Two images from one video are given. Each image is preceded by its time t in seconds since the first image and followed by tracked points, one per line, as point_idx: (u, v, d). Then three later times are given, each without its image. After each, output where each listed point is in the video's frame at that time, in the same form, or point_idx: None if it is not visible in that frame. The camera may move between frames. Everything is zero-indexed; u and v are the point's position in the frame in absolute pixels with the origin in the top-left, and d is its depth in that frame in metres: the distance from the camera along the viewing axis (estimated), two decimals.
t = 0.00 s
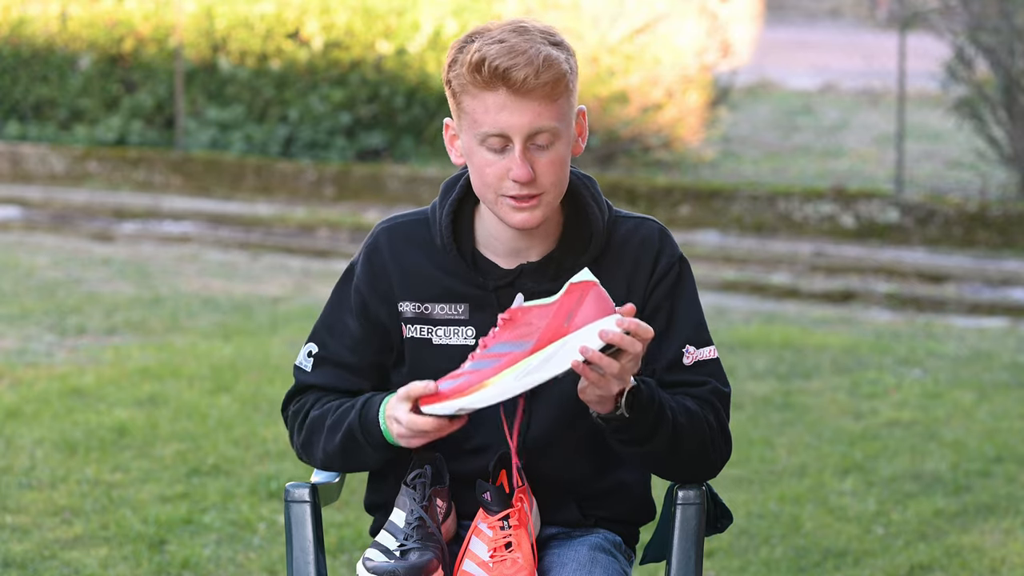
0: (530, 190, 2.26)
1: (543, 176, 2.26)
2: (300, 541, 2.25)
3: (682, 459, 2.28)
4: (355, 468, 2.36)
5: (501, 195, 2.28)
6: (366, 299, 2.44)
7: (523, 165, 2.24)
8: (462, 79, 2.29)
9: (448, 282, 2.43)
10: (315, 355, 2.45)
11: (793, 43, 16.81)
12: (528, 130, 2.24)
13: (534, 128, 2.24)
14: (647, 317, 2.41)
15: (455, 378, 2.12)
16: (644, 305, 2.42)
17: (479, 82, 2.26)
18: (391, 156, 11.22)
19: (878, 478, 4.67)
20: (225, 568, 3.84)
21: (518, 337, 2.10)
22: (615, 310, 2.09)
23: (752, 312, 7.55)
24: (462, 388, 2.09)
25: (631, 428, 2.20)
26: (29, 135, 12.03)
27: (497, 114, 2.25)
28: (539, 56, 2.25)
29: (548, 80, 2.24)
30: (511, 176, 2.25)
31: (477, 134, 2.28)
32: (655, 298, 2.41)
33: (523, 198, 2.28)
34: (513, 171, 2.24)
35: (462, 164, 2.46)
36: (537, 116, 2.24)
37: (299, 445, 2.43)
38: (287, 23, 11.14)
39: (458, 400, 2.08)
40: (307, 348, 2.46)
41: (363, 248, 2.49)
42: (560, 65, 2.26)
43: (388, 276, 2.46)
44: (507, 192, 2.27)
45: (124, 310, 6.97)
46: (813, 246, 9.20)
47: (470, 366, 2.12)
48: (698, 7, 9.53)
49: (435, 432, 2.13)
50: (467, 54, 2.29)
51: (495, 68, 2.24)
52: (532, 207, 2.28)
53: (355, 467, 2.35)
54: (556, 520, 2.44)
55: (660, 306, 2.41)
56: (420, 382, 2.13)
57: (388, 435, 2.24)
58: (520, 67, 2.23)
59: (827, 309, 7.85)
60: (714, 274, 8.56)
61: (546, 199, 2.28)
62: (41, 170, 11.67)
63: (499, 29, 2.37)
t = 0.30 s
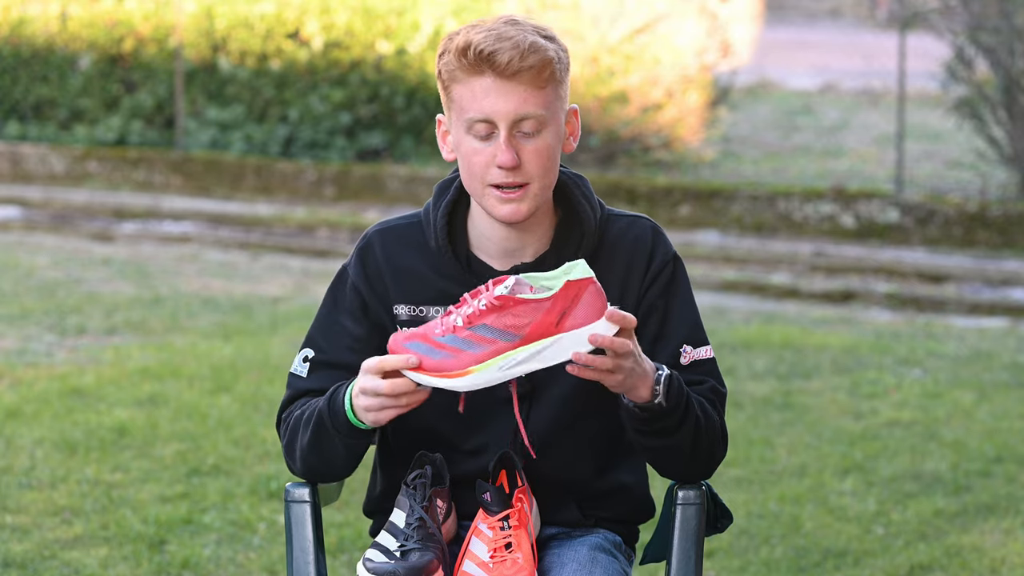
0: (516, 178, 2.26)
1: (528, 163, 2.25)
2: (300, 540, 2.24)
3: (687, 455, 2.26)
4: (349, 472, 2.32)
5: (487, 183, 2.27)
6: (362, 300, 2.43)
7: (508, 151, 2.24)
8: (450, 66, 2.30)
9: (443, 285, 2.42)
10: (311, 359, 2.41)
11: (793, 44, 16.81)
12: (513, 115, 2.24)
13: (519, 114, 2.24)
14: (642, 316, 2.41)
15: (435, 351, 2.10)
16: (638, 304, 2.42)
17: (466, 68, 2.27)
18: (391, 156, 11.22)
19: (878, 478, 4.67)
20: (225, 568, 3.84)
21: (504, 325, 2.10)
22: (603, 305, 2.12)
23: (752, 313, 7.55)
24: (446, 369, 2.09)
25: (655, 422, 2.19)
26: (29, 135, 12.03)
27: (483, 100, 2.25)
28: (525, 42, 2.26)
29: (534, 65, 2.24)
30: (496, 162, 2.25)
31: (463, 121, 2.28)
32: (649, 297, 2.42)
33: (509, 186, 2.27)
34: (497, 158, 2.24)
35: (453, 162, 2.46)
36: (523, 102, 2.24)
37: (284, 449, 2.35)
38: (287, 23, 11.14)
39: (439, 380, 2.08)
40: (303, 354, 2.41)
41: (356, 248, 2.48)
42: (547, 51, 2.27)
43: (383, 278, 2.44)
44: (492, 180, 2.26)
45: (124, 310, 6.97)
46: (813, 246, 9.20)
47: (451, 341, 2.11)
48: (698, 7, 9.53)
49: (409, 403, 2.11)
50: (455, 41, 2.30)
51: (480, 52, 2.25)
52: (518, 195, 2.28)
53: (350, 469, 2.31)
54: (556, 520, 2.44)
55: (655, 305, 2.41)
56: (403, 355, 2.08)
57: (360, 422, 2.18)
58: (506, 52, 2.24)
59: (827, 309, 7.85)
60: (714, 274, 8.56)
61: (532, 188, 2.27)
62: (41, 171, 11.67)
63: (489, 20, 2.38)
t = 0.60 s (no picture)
0: (508, 166, 2.25)
1: (521, 151, 2.25)
2: (300, 541, 2.24)
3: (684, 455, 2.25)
4: (348, 472, 2.32)
5: (479, 172, 2.27)
6: (358, 301, 2.43)
7: (501, 137, 2.23)
8: (444, 55, 2.30)
9: (438, 286, 2.42)
10: (307, 359, 2.40)
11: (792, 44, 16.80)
12: (507, 100, 2.24)
13: (512, 101, 2.24)
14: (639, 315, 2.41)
15: (431, 357, 2.08)
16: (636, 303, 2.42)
17: (460, 54, 2.27)
18: (391, 156, 11.22)
19: (878, 478, 4.67)
20: (225, 569, 3.84)
21: (499, 329, 2.05)
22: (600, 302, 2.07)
23: (752, 313, 7.55)
24: (443, 375, 2.07)
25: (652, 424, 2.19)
26: (29, 135, 12.04)
27: (476, 87, 2.26)
28: (519, 30, 2.27)
29: (527, 52, 2.25)
30: (488, 148, 2.24)
31: (457, 109, 2.28)
32: (647, 297, 2.41)
33: (501, 175, 2.26)
34: (490, 144, 2.23)
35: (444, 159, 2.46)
36: (515, 89, 2.24)
37: (283, 449, 2.35)
38: (287, 23, 11.14)
39: (437, 386, 2.07)
40: (299, 355, 2.40)
41: (351, 250, 2.48)
42: (540, 40, 2.28)
43: (379, 279, 2.45)
44: (485, 168, 2.25)
45: (124, 310, 6.97)
46: (813, 247, 9.20)
47: (446, 346, 2.07)
48: (698, 7, 9.53)
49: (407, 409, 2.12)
50: (449, 31, 2.31)
51: (474, 39, 2.26)
52: (509, 184, 2.26)
53: (350, 467, 2.30)
54: (556, 520, 2.44)
55: (652, 306, 2.41)
56: (394, 361, 2.08)
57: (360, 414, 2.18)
58: (500, 37, 2.25)
59: (827, 309, 7.85)
60: (714, 274, 8.56)
61: (524, 177, 2.26)
62: (41, 171, 11.67)
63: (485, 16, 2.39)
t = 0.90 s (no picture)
0: (509, 185, 2.25)
1: (521, 171, 2.25)
2: (300, 541, 2.24)
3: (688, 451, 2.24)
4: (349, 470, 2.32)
5: (480, 190, 2.27)
6: (359, 299, 2.43)
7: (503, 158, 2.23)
8: (444, 68, 2.27)
9: (439, 285, 2.42)
10: (308, 358, 2.40)
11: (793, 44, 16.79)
12: (508, 120, 2.22)
13: (514, 121, 2.23)
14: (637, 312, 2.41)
15: (429, 352, 2.09)
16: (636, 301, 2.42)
17: (461, 70, 2.24)
18: (391, 156, 11.22)
19: (878, 478, 4.67)
20: (225, 569, 3.84)
21: (500, 325, 2.08)
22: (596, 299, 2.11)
23: (752, 313, 7.56)
24: (442, 370, 2.08)
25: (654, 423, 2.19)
26: (29, 135, 12.04)
27: (478, 105, 2.24)
28: (522, 46, 2.23)
29: (530, 71, 2.22)
30: (490, 166, 2.24)
31: (457, 123, 2.27)
32: (646, 296, 2.41)
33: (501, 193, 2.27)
34: (492, 166, 2.23)
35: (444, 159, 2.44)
36: (518, 109, 2.22)
37: (283, 450, 2.35)
38: (287, 23, 11.14)
39: (438, 382, 2.09)
40: (300, 353, 2.40)
41: (351, 248, 2.47)
42: (543, 55, 2.24)
43: (379, 278, 2.44)
44: (486, 187, 2.26)
45: (124, 310, 6.97)
46: (813, 246, 9.20)
47: (445, 341, 2.09)
48: (697, 7, 9.52)
49: (405, 413, 2.07)
50: (450, 42, 2.27)
51: (476, 57, 2.22)
52: (510, 202, 2.27)
53: (351, 463, 2.29)
54: (556, 520, 2.44)
55: (652, 304, 2.41)
56: (390, 351, 2.07)
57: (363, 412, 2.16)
58: (502, 57, 2.21)
59: (827, 308, 7.85)
60: (714, 274, 8.56)
61: (525, 194, 2.27)
62: (41, 171, 11.67)
63: (485, 17, 2.34)
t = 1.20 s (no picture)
0: (509, 247, 2.29)
1: (522, 236, 2.28)
2: (300, 541, 2.25)
3: (711, 447, 2.30)
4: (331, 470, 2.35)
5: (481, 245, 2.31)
6: (353, 304, 2.44)
7: (503, 231, 2.24)
8: (441, 140, 2.21)
9: (439, 285, 2.42)
10: (300, 357, 2.41)
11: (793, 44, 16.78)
12: (506, 194, 2.20)
13: (513, 199, 2.22)
14: (651, 313, 2.41)
15: (381, 396, 2.14)
16: (643, 303, 2.41)
17: (459, 151, 2.19)
18: (391, 156, 11.22)
19: (878, 479, 4.67)
20: (225, 569, 3.84)
21: (447, 365, 2.13)
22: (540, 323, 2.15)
23: (752, 313, 7.56)
24: (396, 413, 2.13)
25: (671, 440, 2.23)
26: (29, 135, 12.04)
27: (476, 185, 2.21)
28: (520, 130, 2.17)
29: (529, 156, 2.18)
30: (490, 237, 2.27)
31: (456, 186, 2.24)
32: (653, 298, 2.41)
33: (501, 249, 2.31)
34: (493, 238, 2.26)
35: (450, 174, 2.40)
36: (516, 190, 2.21)
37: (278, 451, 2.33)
38: (287, 23, 11.13)
39: (397, 425, 2.13)
40: (294, 349, 2.42)
41: (351, 250, 2.48)
42: (541, 132, 2.19)
43: (377, 279, 2.45)
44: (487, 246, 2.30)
45: (125, 310, 6.97)
46: (813, 247, 9.20)
47: (396, 385, 2.13)
48: (698, 7, 9.51)
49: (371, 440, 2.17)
50: (446, 116, 2.20)
51: (473, 146, 2.17)
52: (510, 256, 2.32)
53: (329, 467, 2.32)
54: (556, 520, 2.43)
55: (660, 310, 2.41)
56: (345, 398, 2.15)
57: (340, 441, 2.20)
58: (500, 147, 2.16)
59: (827, 309, 7.85)
60: (714, 274, 8.56)
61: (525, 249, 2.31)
62: (41, 171, 11.68)
63: (481, 64, 2.24)
